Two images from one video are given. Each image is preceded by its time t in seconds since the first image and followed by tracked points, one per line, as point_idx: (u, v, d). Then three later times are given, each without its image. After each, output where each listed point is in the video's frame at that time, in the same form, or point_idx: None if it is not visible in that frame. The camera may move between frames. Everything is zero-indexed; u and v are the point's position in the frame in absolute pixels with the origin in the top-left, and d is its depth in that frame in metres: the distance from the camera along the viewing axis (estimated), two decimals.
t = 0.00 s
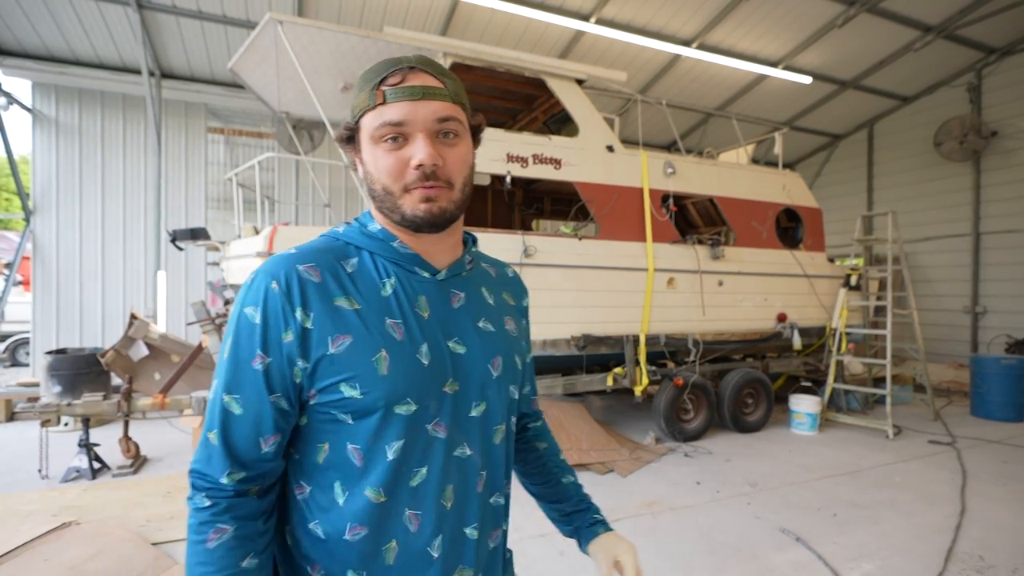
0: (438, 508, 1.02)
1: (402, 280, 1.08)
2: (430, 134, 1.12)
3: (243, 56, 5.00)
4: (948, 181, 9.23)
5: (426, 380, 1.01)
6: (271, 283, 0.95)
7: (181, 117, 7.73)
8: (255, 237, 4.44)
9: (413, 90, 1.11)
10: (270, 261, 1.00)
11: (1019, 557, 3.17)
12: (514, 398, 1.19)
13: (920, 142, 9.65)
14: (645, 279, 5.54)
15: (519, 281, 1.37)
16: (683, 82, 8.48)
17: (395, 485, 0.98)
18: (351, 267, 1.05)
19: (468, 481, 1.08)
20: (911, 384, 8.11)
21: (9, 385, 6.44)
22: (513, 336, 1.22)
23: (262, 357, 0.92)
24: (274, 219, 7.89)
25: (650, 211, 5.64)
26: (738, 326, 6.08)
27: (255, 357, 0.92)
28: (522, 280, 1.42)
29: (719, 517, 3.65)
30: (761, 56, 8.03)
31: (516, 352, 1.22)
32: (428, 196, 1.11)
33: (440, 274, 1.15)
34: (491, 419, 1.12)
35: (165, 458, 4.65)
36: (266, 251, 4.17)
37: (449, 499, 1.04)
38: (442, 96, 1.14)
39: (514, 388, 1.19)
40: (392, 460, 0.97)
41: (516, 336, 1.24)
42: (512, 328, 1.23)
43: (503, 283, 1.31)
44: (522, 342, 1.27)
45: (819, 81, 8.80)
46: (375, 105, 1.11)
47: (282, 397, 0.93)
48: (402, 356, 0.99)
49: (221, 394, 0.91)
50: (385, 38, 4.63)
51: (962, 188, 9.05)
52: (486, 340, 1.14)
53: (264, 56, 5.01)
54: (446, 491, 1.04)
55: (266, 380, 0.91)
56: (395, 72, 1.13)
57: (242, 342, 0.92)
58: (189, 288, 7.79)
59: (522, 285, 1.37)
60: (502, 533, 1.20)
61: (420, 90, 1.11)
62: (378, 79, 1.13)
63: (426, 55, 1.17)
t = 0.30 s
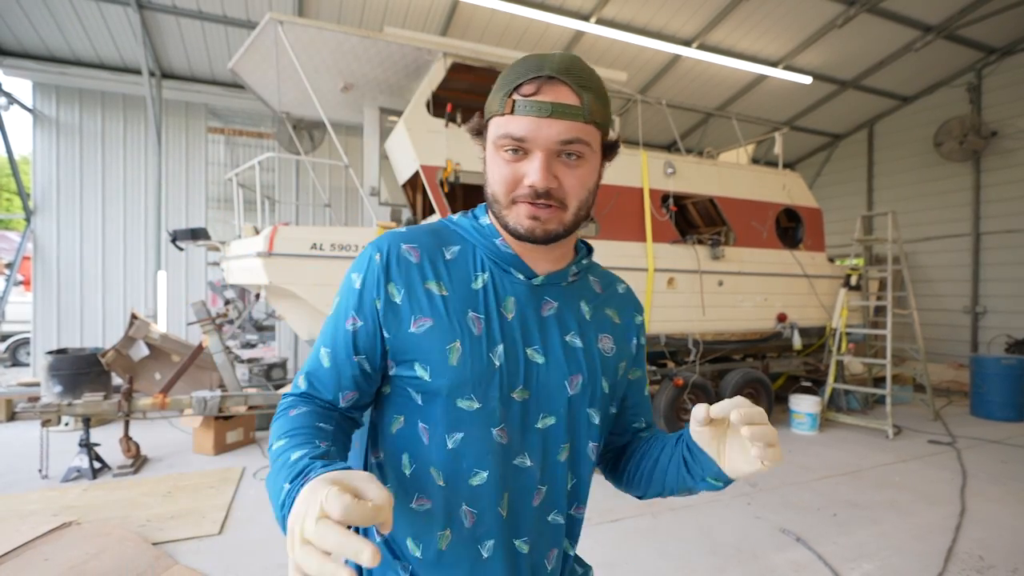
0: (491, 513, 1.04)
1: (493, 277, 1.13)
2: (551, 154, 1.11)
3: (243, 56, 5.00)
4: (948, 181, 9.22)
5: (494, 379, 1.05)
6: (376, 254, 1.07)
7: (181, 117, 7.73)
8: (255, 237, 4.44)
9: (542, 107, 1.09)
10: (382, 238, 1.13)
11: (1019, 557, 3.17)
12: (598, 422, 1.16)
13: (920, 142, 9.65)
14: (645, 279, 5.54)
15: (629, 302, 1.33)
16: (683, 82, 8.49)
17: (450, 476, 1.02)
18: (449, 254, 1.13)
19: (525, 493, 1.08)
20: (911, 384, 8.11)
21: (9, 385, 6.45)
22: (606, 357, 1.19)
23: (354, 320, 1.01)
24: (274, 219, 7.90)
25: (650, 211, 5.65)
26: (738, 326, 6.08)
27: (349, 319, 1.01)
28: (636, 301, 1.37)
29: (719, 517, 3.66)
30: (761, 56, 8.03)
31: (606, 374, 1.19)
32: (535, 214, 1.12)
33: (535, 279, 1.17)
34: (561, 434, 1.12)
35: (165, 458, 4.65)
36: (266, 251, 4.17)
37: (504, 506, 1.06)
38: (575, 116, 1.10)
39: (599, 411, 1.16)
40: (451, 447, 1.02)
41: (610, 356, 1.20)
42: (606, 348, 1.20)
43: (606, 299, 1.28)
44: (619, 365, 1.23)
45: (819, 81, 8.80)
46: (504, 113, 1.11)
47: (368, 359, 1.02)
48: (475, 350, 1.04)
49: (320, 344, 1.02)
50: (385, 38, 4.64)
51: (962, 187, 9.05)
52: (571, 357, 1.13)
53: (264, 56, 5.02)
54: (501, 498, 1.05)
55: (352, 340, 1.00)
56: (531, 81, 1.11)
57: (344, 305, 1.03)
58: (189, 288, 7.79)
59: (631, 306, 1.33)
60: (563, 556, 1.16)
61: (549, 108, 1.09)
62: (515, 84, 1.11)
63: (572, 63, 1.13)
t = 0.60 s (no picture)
0: (477, 504, 1.06)
1: (504, 269, 1.15)
2: (524, 125, 1.10)
3: (242, 56, 5.00)
4: (948, 181, 9.22)
5: (484, 368, 1.06)
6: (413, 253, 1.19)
7: (181, 117, 7.73)
8: (255, 237, 4.43)
9: (512, 81, 1.11)
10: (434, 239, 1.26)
11: (1019, 557, 3.16)
12: (609, 432, 1.05)
13: (920, 142, 9.65)
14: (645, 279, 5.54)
15: (678, 304, 1.15)
16: (683, 82, 8.48)
17: (446, 461, 1.08)
18: (471, 249, 1.19)
19: (515, 494, 1.06)
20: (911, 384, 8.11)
21: (8, 385, 6.44)
22: (627, 362, 1.06)
23: (391, 311, 1.16)
24: (274, 219, 7.89)
25: (650, 211, 5.65)
26: (738, 326, 6.08)
27: (388, 311, 1.17)
28: (699, 305, 1.17)
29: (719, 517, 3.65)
30: (761, 56, 8.03)
31: (626, 382, 1.06)
32: (514, 191, 1.11)
33: (545, 270, 1.14)
34: (564, 439, 1.05)
35: (165, 458, 4.65)
36: (265, 251, 4.17)
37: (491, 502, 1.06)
38: (545, 85, 1.09)
39: (611, 422, 1.05)
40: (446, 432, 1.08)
41: (635, 362, 1.07)
42: (629, 352, 1.07)
43: (644, 298, 1.14)
44: (648, 376, 1.08)
45: (819, 81, 8.80)
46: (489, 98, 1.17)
47: (400, 347, 1.15)
48: (470, 339, 1.07)
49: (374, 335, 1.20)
50: (384, 38, 4.63)
51: (962, 187, 9.05)
52: (577, 353, 1.06)
53: (264, 56, 5.02)
54: (489, 492, 1.06)
55: (388, 330, 1.16)
56: (510, 61, 1.15)
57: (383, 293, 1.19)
58: (189, 288, 7.79)
59: (682, 309, 1.15)
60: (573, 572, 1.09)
61: (519, 81, 1.11)
62: (498, 69, 1.17)
63: (552, 40, 1.13)
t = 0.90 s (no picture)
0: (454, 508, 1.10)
1: (479, 275, 1.22)
2: (463, 124, 1.17)
3: (242, 57, 5.00)
4: (948, 180, 9.21)
5: (454, 370, 1.12)
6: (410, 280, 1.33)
7: (180, 118, 7.73)
8: (255, 238, 4.43)
9: (447, 90, 1.20)
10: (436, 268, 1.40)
11: (1019, 556, 3.16)
12: (579, 424, 1.02)
13: (919, 141, 9.64)
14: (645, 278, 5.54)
15: (655, 276, 1.07)
16: (682, 82, 8.49)
17: (431, 468, 1.16)
18: (452, 265, 1.29)
19: (493, 502, 1.08)
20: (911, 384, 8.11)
21: (7, 386, 6.42)
22: (592, 346, 1.03)
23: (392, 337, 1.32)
24: (274, 219, 7.89)
25: (650, 211, 5.65)
26: (737, 325, 6.08)
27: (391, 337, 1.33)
28: (684, 275, 1.08)
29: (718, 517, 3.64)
30: (760, 55, 8.03)
31: (593, 367, 1.03)
32: (465, 190, 1.17)
33: (511, 268, 1.18)
34: (535, 438, 1.05)
35: (164, 459, 4.64)
36: (265, 251, 4.16)
37: (467, 506, 1.09)
38: (474, 84, 1.16)
39: (578, 409, 1.02)
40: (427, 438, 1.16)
41: (602, 344, 1.04)
42: (595, 336, 1.04)
43: (619, 279, 1.10)
44: (621, 357, 1.03)
45: (818, 80, 8.80)
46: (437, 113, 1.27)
47: (399, 369, 1.29)
48: (443, 344, 1.15)
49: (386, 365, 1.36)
50: (384, 38, 4.63)
51: (961, 186, 9.05)
52: (540, 344, 1.07)
53: (263, 56, 5.02)
54: (465, 496, 1.09)
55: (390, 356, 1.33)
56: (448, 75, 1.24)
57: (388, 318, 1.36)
58: (189, 288, 7.79)
59: (663, 279, 1.07)
60: None
61: (450, 88, 1.19)
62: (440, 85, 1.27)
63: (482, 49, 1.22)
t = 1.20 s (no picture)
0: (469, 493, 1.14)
1: (507, 267, 1.28)
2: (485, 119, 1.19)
3: (241, 57, 5.00)
4: (948, 180, 9.21)
5: (474, 357, 1.18)
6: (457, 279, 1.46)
7: (180, 118, 7.73)
8: (255, 237, 4.43)
9: (470, 93, 1.25)
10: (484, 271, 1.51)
11: (1018, 556, 3.16)
12: (587, 412, 0.98)
13: (919, 141, 9.64)
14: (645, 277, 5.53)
15: (678, 261, 1.00)
16: (682, 82, 8.49)
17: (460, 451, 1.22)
18: (490, 262, 1.38)
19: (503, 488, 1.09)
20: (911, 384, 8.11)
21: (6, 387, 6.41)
22: (601, 330, 0.99)
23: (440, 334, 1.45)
24: (274, 219, 7.90)
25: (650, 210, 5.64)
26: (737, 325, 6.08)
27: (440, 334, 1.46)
28: (712, 258, 0.98)
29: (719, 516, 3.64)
30: (759, 55, 8.04)
31: (600, 351, 0.98)
32: (491, 182, 1.19)
33: (534, 256, 1.20)
34: (542, 427, 1.04)
35: (164, 459, 4.64)
36: (264, 251, 4.16)
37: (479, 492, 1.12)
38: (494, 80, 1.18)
39: (583, 396, 0.98)
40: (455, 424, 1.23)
41: (612, 328, 0.98)
42: (606, 319, 0.99)
43: (639, 265, 1.04)
44: (633, 344, 0.96)
45: (818, 80, 8.80)
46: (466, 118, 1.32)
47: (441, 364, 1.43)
48: (468, 333, 1.22)
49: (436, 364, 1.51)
50: (383, 38, 4.63)
51: (961, 186, 9.04)
52: (551, 330, 1.06)
53: (263, 56, 5.02)
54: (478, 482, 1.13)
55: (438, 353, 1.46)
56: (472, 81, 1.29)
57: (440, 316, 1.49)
58: (189, 288, 7.79)
59: (687, 263, 0.98)
60: None
61: (473, 89, 1.23)
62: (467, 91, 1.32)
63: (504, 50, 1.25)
